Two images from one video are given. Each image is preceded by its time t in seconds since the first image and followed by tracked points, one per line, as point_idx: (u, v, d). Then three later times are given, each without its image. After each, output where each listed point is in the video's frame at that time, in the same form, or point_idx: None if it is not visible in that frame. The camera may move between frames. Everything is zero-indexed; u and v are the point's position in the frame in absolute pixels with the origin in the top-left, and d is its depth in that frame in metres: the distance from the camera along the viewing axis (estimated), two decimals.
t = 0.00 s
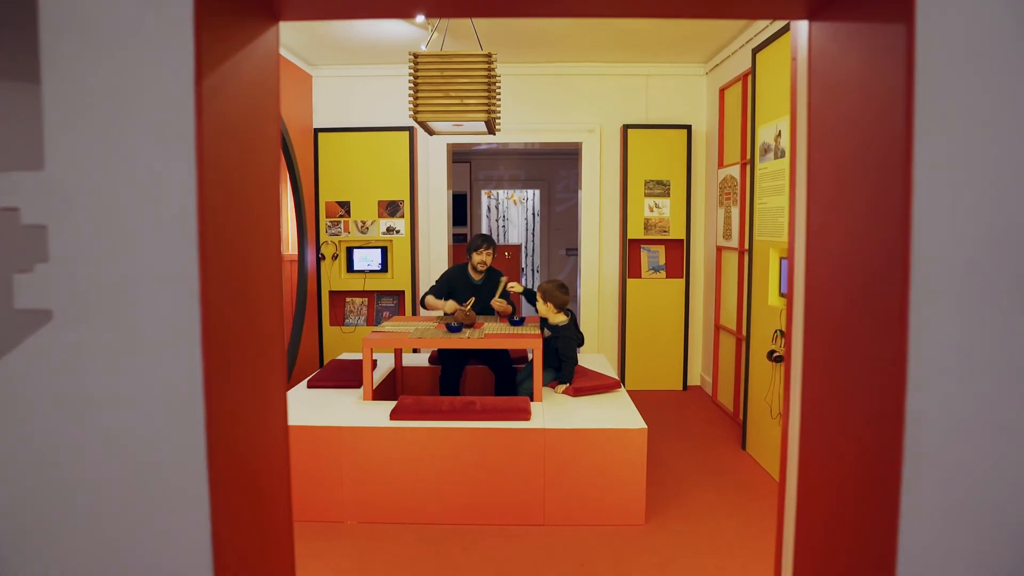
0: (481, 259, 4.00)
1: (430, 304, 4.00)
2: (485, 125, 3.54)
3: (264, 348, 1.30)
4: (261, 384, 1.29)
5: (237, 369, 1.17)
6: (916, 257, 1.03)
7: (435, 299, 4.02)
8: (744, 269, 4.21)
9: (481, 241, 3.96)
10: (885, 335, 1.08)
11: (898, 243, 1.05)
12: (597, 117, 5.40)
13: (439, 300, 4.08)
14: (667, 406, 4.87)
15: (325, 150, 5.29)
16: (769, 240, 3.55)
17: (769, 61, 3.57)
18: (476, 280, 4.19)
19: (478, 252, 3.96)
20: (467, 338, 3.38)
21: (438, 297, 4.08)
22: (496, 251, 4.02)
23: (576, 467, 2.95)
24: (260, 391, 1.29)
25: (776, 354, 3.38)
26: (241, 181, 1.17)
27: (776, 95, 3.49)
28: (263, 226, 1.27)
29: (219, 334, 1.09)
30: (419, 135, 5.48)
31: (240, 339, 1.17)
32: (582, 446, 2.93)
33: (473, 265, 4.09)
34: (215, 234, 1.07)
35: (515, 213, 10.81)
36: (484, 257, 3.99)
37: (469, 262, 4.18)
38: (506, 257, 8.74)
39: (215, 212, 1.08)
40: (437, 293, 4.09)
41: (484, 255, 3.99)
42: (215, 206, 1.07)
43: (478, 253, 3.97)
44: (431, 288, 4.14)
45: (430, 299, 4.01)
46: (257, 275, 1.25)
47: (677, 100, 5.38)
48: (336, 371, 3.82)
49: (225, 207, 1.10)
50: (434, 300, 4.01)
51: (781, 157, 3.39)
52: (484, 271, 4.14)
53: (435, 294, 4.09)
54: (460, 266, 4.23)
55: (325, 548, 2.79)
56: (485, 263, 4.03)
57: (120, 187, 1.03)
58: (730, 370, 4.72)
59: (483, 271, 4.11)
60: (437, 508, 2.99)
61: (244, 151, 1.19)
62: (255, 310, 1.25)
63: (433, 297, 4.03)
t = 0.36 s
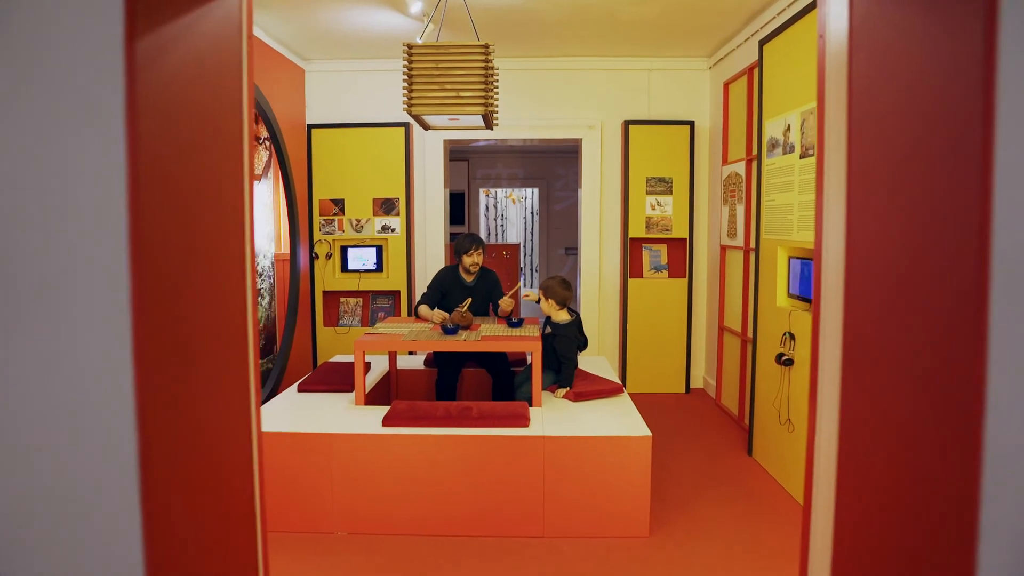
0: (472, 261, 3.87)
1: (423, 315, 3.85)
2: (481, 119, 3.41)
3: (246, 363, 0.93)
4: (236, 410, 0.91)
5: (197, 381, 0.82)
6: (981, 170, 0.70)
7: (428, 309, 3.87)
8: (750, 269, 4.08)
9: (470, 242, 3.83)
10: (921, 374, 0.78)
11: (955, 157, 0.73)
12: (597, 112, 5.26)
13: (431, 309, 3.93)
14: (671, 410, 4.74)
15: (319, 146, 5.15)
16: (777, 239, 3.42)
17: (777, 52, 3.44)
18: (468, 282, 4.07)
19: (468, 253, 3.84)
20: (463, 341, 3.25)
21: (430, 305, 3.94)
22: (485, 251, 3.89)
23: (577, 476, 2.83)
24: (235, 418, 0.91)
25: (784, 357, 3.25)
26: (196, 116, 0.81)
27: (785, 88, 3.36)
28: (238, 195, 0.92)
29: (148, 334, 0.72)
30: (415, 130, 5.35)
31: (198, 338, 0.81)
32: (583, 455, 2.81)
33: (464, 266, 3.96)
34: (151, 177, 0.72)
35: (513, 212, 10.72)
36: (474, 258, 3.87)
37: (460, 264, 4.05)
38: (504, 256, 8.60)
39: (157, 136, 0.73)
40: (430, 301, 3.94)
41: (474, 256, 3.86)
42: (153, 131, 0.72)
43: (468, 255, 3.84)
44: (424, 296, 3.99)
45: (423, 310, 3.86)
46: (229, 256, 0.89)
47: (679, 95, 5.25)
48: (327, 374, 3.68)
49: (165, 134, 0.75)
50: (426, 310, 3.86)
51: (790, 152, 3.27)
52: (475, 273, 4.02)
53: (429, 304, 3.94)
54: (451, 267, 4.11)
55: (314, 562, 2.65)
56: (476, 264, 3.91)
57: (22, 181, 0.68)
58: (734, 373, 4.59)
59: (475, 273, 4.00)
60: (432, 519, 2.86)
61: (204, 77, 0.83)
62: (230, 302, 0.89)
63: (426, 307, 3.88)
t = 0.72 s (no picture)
0: (472, 267, 3.75)
1: (419, 318, 3.72)
2: (480, 116, 3.28)
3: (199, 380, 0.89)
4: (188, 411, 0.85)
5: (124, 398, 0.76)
6: None
7: (424, 312, 3.75)
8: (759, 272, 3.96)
9: (472, 247, 3.69)
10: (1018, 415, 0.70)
11: None
12: (599, 110, 5.13)
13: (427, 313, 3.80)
14: (675, 417, 4.62)
15: (314, 145, 5.02)
16: (788, 241, 3.29)
17: (787, 47, 3.31)
18: (467, 287, 3.94)
19: (469, 259, 3.70)
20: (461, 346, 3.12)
21: (427, 309, 3.82)
22: (486, 257, 3.76)
23: (581, 491, 2.69)
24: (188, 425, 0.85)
25: (796, 364, 3.12)
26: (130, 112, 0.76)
27: (795, 84, 3.23)
28: (196, 207, 0.88)
29: (57, 336, 0.65)
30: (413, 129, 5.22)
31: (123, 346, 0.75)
32: (587, 468, 2.67)
33: (463, 271, 3.83)
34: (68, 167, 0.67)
35: (513, 212, 11.26)
36: (474, 264, 3.74)
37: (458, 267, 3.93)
38: (505, 257, 8.46)
39: (73, 108, 0.67)
40: (426, 305, 3.82)
41: (475, 262, 3.73)
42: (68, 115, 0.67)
43: (469, 260, 3.71)
44: (421, 299, 3.86)
45: (419, 314, 3.72)
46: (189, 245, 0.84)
47: (684, 93, 5.12)
48: (320, 381, 3.55)
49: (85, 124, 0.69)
50: (423, 314, 3.73)
51: (802, 150, 3.14)
52: (474, 278, 3.88)
53: (424, 308, 3.82)
54: (449, 271, 3.98)
55: None
56: (476, 270, 3.79)
57: None
58: (741, 378, 4.46)
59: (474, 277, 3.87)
60: (428, 535, 2.73)
61: (145, 62, 0.78)
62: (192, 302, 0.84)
63: (422, 311, 3.75)
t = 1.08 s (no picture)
0: (476, 268, 3.63)
1: (418, 321, 3.59)
2: (481, 111, 3.15)
3: None
4: (141, 397, 0.51)
5: None
6: None
7: (424, 315, 3.62)
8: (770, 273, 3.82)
9: (477, 248, 3.57)
10: None
11: None
12: (603, 107, 5.00)
13: (427, 316, 3.67)
14: (682, 423, 4.49)
15: (310, 143, 4.89)
16: (802, 241, 3.15)
17: (799, 40, 3.18)
18: (468, 289, 3.81)
19: (474, 260, 3.58)
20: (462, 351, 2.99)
21: (427, 312, 3.69)
22: (491, 259, 3.64)
23: (587, 503, 2.56)
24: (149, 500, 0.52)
25: (812, 370, 2.99)
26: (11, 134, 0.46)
27: (808, 77, 3.10)
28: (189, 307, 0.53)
29: None
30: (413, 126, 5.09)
31: None
32: (593, 480, 2.55)
33: (466, 272, 3.70)
34: None
35: (515, 212, 11.15)
36: (478, 266, 3.62)
37: (460, 269, 3.80)
38: (506, 258, 8.34)
39: None
40: (426, 308, 3.70)
41: (479, 263, 3.61)
42: None
43: (474, 261, 3.58)
44: (422, 300, 3.74)
45: (419, 316, 3.59)
46: (129, 129, 0.49)
47: (690, 88, 4.99)
48: (316, 386, 3.42)
49: None
50: (422, 316, 3.60)
51: (816, 147, 3.00)
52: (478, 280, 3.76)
53: (424, 310, 3.69)
54: (450, 272, 3.85)
55: None
56: (480, 272, 3.66)
57: None
58: (750, 383, 4.33)
59: (477, 279, 3.74)
60: (426, 550, 2.60)
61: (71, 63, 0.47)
62: (133, 220, 0.50)
63: (422, 314, 3.62)
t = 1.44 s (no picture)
0: (481, 270, 3.49)
1: (420, 325, 3.45)
2: (485, 105, 3.01)
3: None
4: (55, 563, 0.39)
5: None
6: None
7: (426, 318, 3.48)
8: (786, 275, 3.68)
9: (482, 249, 3.43)
10: None
11: None
12: (610, 103, 4.86)
13: (429, 319, 3.53)
14: (692, 430, 4.35)
15: (308, 140, 4.75)
16: (821, 241, 3.01)
17: (817, 31, 3.04)
18: (472, 291, 3.68)
19: (478, 261, 3.44)
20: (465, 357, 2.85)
21: (429, 315, 3.55)
22: (496, 260, 3.50)
23: (598, 519, 2.42)
24: None
25: (833, 376, 2.84)
26: None
27: (827, 70, 2.95)
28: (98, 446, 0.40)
29: None
30: (414, 123, 4.95)
31: None
32: (606, 494, 2.41)
33: (470, 274, 3.57)
34: None
35: (518, 211, 11.07)
36: (483, 267, 3.48)
37: (464, 270, 3.66)
38: (508, 258, 8.19)
39: None
40: (429, 311, 3.56)
41: (484, 264, 3.47)
42: None
43: (478, 263, 3.45)
44: (424, 303, 3.60)
45: (420, 320, 3.45)
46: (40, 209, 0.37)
47: (699, 84, 4.85)
48: (313, 393, 3.28)
49: None
50: (424, 320, 3.46)
51: (837, 142, 2.86)
52: (481, 282, 3.61)
53: (426, 312, 3.55)
54: (453, 273, 3.71)
55: None
56: (484, 274, 3.52)
57: None
58: (763, 388, 4.19)
59: (480, 281, 3.60)
60: (428, 568, 2.46)
61: None
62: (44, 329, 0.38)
63: (424, 317, 3.48)
